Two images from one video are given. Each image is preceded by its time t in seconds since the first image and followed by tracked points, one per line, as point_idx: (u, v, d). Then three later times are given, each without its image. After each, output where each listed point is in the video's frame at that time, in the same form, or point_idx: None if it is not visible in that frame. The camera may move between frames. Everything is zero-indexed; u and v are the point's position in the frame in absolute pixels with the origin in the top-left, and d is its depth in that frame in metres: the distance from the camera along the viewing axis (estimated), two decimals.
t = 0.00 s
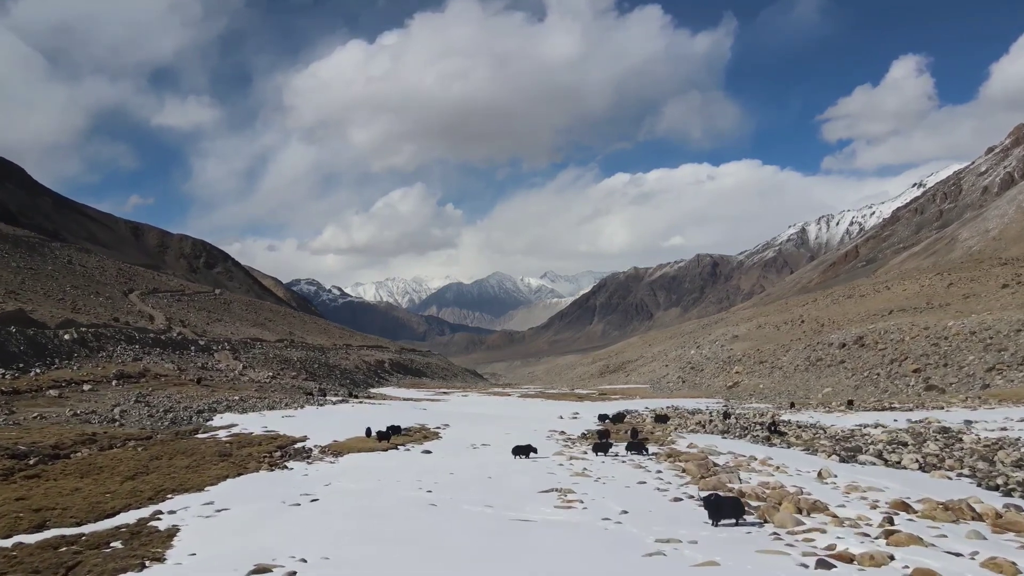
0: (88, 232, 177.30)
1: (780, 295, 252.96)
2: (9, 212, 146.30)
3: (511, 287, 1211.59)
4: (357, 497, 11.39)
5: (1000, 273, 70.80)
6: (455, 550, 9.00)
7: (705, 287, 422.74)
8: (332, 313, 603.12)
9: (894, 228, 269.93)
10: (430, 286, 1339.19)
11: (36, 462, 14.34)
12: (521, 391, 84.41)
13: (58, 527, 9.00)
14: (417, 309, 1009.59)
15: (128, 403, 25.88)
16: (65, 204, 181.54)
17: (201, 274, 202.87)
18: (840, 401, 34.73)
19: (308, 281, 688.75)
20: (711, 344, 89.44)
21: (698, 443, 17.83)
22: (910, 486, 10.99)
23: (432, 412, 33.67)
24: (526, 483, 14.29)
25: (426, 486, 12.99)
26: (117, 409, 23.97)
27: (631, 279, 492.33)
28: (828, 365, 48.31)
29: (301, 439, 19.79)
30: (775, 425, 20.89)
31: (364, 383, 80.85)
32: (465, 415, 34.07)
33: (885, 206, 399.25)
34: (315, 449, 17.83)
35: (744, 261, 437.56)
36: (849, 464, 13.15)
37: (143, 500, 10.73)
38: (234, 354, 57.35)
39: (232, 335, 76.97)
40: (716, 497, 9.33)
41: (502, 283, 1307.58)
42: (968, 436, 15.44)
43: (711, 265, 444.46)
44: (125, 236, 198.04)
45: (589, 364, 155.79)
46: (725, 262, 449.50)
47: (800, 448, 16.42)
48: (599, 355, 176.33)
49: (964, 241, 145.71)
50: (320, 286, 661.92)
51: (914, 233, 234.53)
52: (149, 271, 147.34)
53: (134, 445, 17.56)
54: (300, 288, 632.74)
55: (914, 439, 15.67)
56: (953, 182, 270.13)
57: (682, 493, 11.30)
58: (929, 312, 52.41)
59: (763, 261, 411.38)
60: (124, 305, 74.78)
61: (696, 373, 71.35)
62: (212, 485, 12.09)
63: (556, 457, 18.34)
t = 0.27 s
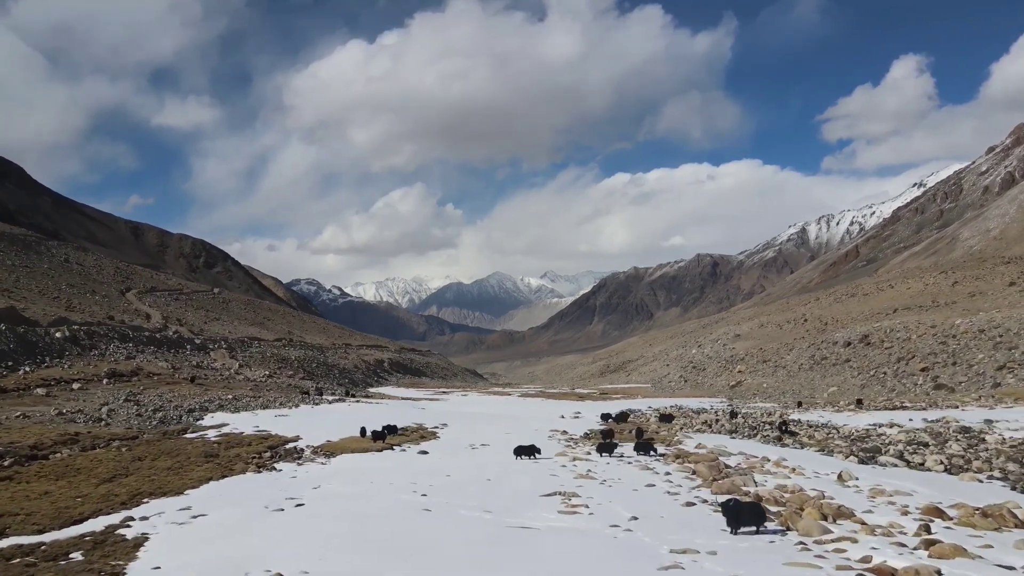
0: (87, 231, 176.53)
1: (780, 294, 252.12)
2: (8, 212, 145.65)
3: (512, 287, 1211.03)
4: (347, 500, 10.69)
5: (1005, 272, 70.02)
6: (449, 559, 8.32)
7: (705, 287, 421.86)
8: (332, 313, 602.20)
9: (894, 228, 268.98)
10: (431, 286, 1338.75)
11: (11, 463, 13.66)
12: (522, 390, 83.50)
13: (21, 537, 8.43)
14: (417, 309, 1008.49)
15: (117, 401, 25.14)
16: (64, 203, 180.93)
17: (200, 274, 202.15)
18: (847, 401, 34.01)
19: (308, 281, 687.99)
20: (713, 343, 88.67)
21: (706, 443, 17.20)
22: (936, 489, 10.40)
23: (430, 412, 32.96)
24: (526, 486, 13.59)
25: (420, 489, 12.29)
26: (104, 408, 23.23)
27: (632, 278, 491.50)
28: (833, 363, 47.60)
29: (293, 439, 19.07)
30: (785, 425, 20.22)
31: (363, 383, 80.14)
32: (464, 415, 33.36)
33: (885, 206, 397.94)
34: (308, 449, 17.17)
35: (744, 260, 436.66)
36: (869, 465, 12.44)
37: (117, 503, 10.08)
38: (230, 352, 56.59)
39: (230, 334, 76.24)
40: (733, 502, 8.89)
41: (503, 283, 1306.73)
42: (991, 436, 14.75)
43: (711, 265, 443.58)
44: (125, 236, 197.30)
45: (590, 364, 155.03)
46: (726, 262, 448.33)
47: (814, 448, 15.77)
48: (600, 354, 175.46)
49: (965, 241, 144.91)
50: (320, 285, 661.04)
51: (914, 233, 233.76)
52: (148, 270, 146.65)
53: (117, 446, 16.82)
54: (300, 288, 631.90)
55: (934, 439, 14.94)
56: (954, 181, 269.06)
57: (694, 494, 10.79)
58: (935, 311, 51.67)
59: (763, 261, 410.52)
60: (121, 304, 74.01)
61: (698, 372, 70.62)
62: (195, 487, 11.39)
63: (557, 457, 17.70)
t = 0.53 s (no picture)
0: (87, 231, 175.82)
1: (781, 294, 251.26)
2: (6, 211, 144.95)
3: (512, 287, 1210.26)
4: (334, 505, 10.04)
5: (1011, 270, 69.24)
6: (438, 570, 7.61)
7: (705, 287, 421.04)
8: (332, 313, 601.37)
9: (895, 228, 268.07)
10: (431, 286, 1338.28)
11: None
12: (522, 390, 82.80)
13: None
14: (417, 309, 1007.81)
15: (105, 400, 24.40)
16: (64, 203, 180.32)
17: (200, 273, 201.37)
18: (854, 400, 33.35)
19: (308, 280, 687.24)
20: (715, 342, 87.94)
21: (716, 442, 16.53)
22: (972, 492, 10.01)
23: (429, 411, 32.23)
24: (528, 488, 12.92)
25: (414, 493, 11.59)
26: (91, 407, 22.50)
27: (632, 278, 490.55)
28: (838, 362, 46.92)
29: (285, 439, 18.37)
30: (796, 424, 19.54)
31: (362, 382, 79.45)
32: (463, 414, 32.62)
33: (885, 206, 396.90)
34: (300, 449, 16.51)
35: (744, 260, 435.75)
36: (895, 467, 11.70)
37: (83, 508, 9.54)
38: (226, 351, 55.85)
39: (228, 333, 75.48)
40: (759, 510, 8.57)
41: (503, 283, 1306.08)
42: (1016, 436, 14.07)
43: (711, 265, 442.62)
44: (124, 235, 196.53)
45: (590, 363, 154.28)
46: (726, 262, 447.26)
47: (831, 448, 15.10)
48: (600, 354, 174.62)
49: (965, 241, 144.16)
50: (320, 285, 660.16)
51: (914, 232, 233.01)
52: (146, 270, 145.91)
53: (99, 446, 16.08)
54: (300, 288, 631.01)
55: (957, 438, 14.26)
56: (955, 181, 268.16)
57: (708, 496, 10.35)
58: (941, 309, 50.91)
59: (763, 261, 409.67)
60: (117, 302, 73.28)
61: (700, 371, 69.89)
62: (171, 492, 10.67)
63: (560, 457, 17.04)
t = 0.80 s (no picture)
0: (86, 230, 175.04)
1: (781, 294, 250.46)
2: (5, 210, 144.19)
3: (512, 287, 1209.59)
4: (321, 511, 9.32)
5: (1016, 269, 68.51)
6: None
7: (705, 287, 420.30)
8: (332, 313, 600.57)
9: (895, 228, 267.24)
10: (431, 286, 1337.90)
11: None
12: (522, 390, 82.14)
13: None
14: (417, 309, 1007.01)
15: (93, 400, 23.67)
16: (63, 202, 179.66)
17: (199, 273, 200.62)
18: (862, 399, 32.70)
19: (308, 280, 686.77)
20: (717, 341, 87.24)
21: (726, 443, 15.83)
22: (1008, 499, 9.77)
23: (427, 411, 31.54)
24: (531, 493, 12.17)
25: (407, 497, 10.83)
26: (76, 407, 21.76)
27: (632, 278, 489.64)
28: (844, 361, 46.20)
29: (276, 439, 17.69)
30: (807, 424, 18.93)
31: (360, 382, 78.74)
32: (462, 414, 31.89)
33: (886, 206, 395.93)
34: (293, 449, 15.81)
35: (745, 260, 434.88)
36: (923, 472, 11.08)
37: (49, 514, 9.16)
38: (223, 350, 55.09)
39: (225, 332, 74.73)
40: (792, 521, 8.45)
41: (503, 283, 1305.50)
42: None
43: (711, 265, 441.75)
44: (124, 235, 195.72)
45: (590, 363, 153.56)
46: (726, 262, 446.35)
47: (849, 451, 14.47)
48: (600, 354, 173.84)
49: (966, 241, 143.46)
50: (320, 285, 659.07)
51: (915, 232, 232.31)
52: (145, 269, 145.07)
53: (79, 447, 15.33)
54: (300, 288, 630.07)
55: (981, 439, 13.66)
56: (955, 181, 267.36)
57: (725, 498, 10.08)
58: (947, 307, 50.25)
59: (764, 260, 408.84)
60: (113, 301, 72.50)
61: (702, 371, 69.14)
62: (143, 498, 9.94)
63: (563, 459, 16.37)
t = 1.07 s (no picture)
0: (85, 230, 174.36)
1: (781, 294, 249.62)
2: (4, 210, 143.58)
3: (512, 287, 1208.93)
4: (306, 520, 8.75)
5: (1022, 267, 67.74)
6: None
7: (705, 287, 419.50)
8: (332, 313, 599.88)
9: (895, 227, 266.40)
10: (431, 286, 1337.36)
11: None
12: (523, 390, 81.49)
13: None
14: (417, 309, 1006.30)
15: (79, 398, 22.96)
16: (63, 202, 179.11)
17: (199, 272, 199.90)
18: (871, 399, 31.95)
19: (308, 280, 686.11)
20: (719, 340, 86.50)
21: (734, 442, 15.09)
22: None
23: (425, 410, 30.84)
24: (534, 498, 11.52)
25: (396, 503, 10.13)
26: (61, 406, 21.02)
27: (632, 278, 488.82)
28: (849, 360, 45.45)
29: (267, 438, 17.03)
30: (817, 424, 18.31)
31: (359, 381, 78.01)
32: (461, 413, 31.14)
33: (886, 206, 394.94)
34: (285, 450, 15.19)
35: (745, 260, 434.00)
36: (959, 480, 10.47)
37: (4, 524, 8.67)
38: (219, 349, 54.30)
39: (222, 331, 74.01)
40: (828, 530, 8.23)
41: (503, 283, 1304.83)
42: None
43: (711, 265, 440.79)
44: (123, 234, 195.03)
45: (590, 363, 152.71)
46: (726, 262, 445.41)
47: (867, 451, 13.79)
48: (601, 353, 173.08)
49: (966, 240, 142.72)
50: (320, 285, 658.43)
51: (915, 232, 231.54)
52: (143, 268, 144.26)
53: (57, 448, 14.61)
54: (300, 288, 629.50)
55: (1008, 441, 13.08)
56: (956, 181, 266.50)
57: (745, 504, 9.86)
58: (954, 305, 49.52)
59: (764, 260, 407.96)
60: (110, 300, 71.74)
61: (704, 370, 68.35)
62: (113, 506, 9.38)
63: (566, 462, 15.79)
